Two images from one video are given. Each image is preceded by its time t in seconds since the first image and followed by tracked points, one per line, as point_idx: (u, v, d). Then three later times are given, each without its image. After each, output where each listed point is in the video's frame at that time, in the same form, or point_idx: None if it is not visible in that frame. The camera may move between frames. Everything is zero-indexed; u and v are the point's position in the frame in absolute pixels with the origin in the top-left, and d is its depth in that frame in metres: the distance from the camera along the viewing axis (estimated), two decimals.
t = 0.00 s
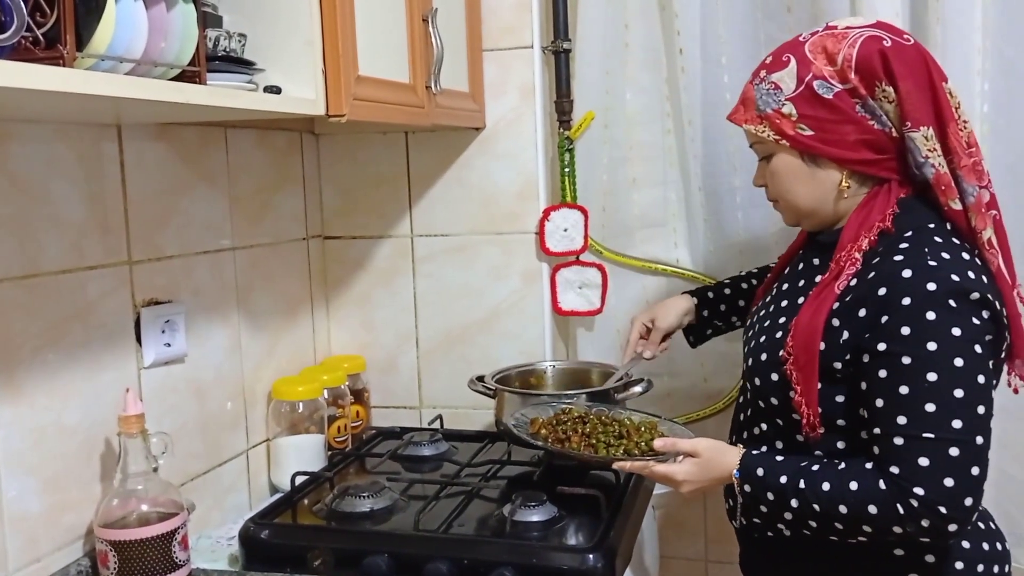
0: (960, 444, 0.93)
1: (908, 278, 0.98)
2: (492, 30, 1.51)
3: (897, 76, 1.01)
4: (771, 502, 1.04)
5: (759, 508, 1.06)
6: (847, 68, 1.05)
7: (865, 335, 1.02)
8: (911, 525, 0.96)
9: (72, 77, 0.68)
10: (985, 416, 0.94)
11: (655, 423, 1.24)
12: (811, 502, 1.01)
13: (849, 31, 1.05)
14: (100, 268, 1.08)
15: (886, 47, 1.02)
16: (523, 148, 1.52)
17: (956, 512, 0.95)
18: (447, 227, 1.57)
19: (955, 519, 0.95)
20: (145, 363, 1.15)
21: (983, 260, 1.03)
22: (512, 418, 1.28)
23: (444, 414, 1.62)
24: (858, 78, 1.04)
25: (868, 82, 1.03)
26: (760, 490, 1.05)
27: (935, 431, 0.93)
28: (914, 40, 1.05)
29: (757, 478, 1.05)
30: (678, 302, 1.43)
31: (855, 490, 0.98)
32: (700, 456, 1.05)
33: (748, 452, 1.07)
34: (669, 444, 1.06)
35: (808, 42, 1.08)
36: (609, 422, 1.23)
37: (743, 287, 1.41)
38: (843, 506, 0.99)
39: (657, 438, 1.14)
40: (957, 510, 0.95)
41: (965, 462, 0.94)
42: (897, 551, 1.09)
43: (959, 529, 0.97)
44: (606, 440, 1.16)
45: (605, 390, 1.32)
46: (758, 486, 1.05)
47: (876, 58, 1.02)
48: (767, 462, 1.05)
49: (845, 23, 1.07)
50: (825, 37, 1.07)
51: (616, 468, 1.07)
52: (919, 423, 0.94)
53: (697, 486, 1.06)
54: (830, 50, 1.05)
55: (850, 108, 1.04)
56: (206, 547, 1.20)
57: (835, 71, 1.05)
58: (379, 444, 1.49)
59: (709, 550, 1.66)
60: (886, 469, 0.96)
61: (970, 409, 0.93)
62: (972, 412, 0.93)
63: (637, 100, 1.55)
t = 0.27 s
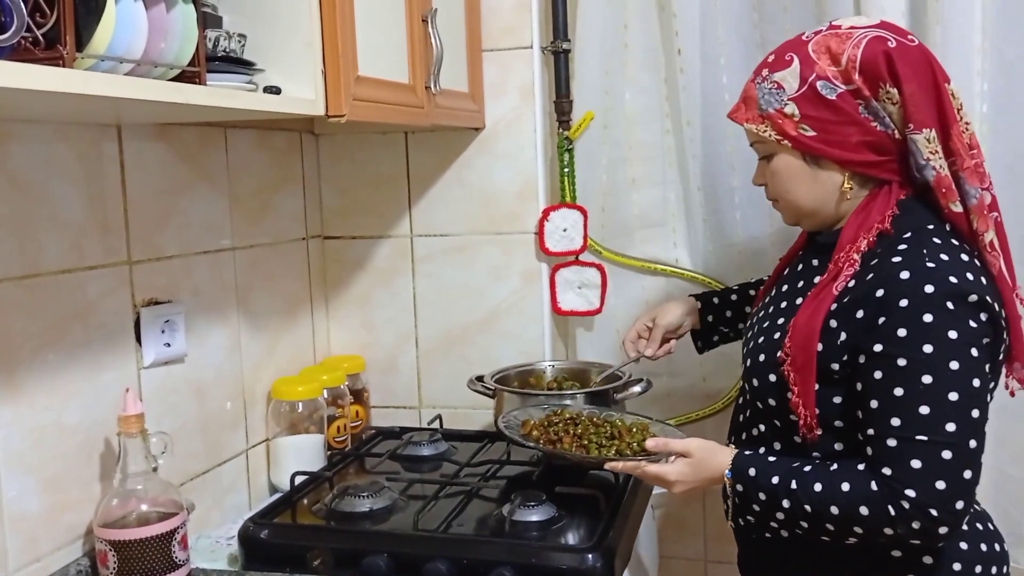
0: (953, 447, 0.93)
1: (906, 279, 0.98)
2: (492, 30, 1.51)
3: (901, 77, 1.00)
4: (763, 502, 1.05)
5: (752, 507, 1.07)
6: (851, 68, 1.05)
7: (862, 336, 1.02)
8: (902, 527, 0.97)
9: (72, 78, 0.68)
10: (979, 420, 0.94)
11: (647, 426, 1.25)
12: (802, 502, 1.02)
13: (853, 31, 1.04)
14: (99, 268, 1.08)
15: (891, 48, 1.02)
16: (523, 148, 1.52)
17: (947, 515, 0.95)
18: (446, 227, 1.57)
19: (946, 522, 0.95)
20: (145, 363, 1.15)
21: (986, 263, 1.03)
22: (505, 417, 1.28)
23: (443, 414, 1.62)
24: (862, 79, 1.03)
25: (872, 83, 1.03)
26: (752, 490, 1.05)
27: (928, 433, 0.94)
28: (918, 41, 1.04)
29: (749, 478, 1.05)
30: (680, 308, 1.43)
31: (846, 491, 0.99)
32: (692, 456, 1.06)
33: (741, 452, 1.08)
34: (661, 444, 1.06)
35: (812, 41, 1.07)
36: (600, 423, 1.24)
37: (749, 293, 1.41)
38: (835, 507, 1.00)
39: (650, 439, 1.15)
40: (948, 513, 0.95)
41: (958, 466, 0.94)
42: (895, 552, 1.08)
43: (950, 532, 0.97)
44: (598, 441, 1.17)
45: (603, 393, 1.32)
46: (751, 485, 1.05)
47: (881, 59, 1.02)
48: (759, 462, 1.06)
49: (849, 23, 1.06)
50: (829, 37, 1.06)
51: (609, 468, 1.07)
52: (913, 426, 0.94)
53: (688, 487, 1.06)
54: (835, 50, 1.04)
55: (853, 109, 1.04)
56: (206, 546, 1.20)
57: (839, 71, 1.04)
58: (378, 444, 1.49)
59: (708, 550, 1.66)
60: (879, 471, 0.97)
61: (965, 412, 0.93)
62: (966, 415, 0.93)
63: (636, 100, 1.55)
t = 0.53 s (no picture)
0: (945, 452, 0.93)
1: (906, 282, 0.98)
2: (491, 30, 1.52)
3: (913, 81, 1.00)
4: (752, 506, 1.05)
5: (740, 511, 1.06)
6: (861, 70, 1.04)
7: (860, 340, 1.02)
8: (890, 531, 0.97)
9: (72, 78, 0.68)
10: (972, 427, 0.94)
11: (637, 428, 1.25)
12: (791, 505, 1.02)
13: (865, 32, 1.03)
14: (99, 268, 1.08)
15: (902, 50, 1.01)
16: (522, 148, 1.52)
17: (936, 520, 0.95)
18: (446, 227, 1.57)
19: (934, 527, 0.95)
20: (145, 363, 1.15)
21: (991, 267, 1.04)
22: (497, 418, 1.29)
23: (443, 413, 1.63)
24: (873, 81, 1.02)
25: (883, 86, 1.02)
26: (741, 493, 1.05)
27: (919, 438, 0.94)
28: (928, 43, 1.04)
29: (738, 481, 1.05)
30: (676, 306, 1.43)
31: (836, 494, 0.99)
32: (681, 459, 1.08)
33: (729, 456, 1.08)
34: (650, 448, 1.08)
35: (822, 41, 1.06)
36: (587, 426, 1.24)
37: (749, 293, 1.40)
38: (824, 510, 1.00)
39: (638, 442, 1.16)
40: (936, 518, 0.95)
41: (949, 472, 0.94)
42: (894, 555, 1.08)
43: (938, 537, 0.97)
44: (586, 443, 1.18)
45: (602, 395, 1.32)
46: (739, 489, 1.05)
47: (893, 62, 1.01)
48: (748, 466, 1.06)
49: (860, 23, 1.05)
50: (839, 36, 1.05)
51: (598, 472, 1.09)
52: (905, 430, 0.94)
53: (678, 490, 1.08)
54: (846, 51, 1.03)
55: (862, 112, 1.03)
56: (205, 546, 1.20)
57: (849, 73, 1.03)
58: (378, 444, 1.49)
59: (708, 550, 1.67)
60: (869, 474, 0.97)
61: (957, 418, 0.93)
62: (959, 422, 0.93)
63: (636, 100, 1.55)
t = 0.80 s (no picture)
0: (938, 456, 0.93)
1: (906, 285, 0.98)
2: (491, 30, 1.52)
3: (926, 80, 1.00)
4: (745, 503, 1.05)
5: (733, 508, 1.07)
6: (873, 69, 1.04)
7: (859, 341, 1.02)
8: (882, 533, 0.97)
9: (72, 78, 0.68)
10: (967, 432, 0.94)
11: (632, 424, 1.25)
12: (784, 504, 1.02)
13: (876, 30, 1.03)
14: (99, 268, 1.08)
15: (915, 50, 1.01)
16: (522, 148, 1.52)
17: (927, 523, 0.95)
18: (446, 227, 1.57)
19: (925, 530, 0.95)
20: (144, 363, 1.15)
21: (991, 268, 1.04)
22: (494, 412, 1.30)
23: (443, 413, 1.63)
24: (886, 80, 1.02)
25: (895, 85, 1.02)
26: (734, 491, 1.05)
27: (913, 441, 0.94)
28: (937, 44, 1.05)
29: (731, 479, 1.05)
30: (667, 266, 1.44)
31: (829, 494, 0.99)
32: (675, 456, 1.08)
33: (724, 453, 1.08)
34: (644, 443, 1.08)
35: (832, 39, 1.06)
36: (583, 421, 1.24)
37: (741, 267, 1.40)
38: (816, 510, 1.00)
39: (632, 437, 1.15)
40: (928, 522, 0.95)
41: (942, 476, 0.94)
42: (893, 556, 1.09)
43: (929, 540, 0.97)
44: (581, 439, 1.18)
45: (602, 395, 1.32)
46: (732, 486, 1.05)
47: (907, 61, 1.01)
48: (741, 463, 1.06)
49: (869, 22, 1.05)
50: (850, 35, 1.05)
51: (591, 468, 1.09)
52: (899, 432, 0.94)
53: (671, 486, 1.08)
54: (858, 49, 1.03)
55: (873, 112, 1.03)
56: (205, 546, 1.20)
57: (862, 72, 1.03)
58: (377, 444, 1.49)
59: (707, 550, 1.67)
60: (862, 475, 0.97)
61: (952, 423, 0.93)
62: (953, 426, 0.94)
63: (635, 100, 1.55)
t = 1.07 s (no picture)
0: (952, 456, 0.93)
1: (916, 284, 0.98)
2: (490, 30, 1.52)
3: (936, 79, 1.00)
4: (754, 501, 1.04)
5: (739, 507, 1.06)
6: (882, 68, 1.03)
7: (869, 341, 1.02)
8: (895, 533, 0.96)
9: (69, 78, 0.68)
10: (980, 431, 0.94)
11: (638, 420, 1.24)
12: (795, 503, 1.01)
13: (884, 29, 1.03)
14: (97, 267, 1.08)
15: (924, 49, 1.01)
16: (521, 148, 1.52)
17: (940, 524, 0.95)
18: (445, 226, 1.57)
19: (938, 531, 0.95)
20: (143, 363, 1.15)
21: (997, 266, 1.05)
22: (493, 409, 1.30)
23: (442, 413, 1.62)
24: (896, 80, 1.02)
25: (904, 84, 1.02)
26: (743, 489, 1.04)
27: (927, 441, 0.93)
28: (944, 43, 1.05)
29: (741, 476, 1.04)
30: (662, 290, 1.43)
31: (841, 493, 0.98)
32: (684, 451, 1.06)
33: (733, 450, 1.07)
34: (652, 438, 1.07)
35: (840, 38, 1.05)
36: (591, 416, 1.22)
37: (727, 285, 1.39)
38: (828, 509, 0.99)
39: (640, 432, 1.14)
40: (941, 522, 0.95)
41: (955, 475, 0.94)
42: (899, 557, 1.08)
43: (941, 541, 0.97)
44: (588, 434, 1.16)
45: (602, 391, 1.32)
46: (742, 483, 1.04)
47: (917, 60, 1.01)
48: (752, 460, 1.05)
49: (876, 21, 1.05)
50: (858, 34, 1.04)
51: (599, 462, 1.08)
52: (912, 432, 0.94)
53: (680, 482, 1.06)
54: (868, 48, 1.02)
55: (883, 111, 1.02)
56: (203, 546, 1.20)
57: (871, 71, 1.02)
58: (376, 444, 1.49)
59: (707, 550, 1.66)
60: (875, 476, 0.97)
61: (966, 421, 0.93)
62: (967, 425, 0.93)
63: (635, 100, 1.55)
